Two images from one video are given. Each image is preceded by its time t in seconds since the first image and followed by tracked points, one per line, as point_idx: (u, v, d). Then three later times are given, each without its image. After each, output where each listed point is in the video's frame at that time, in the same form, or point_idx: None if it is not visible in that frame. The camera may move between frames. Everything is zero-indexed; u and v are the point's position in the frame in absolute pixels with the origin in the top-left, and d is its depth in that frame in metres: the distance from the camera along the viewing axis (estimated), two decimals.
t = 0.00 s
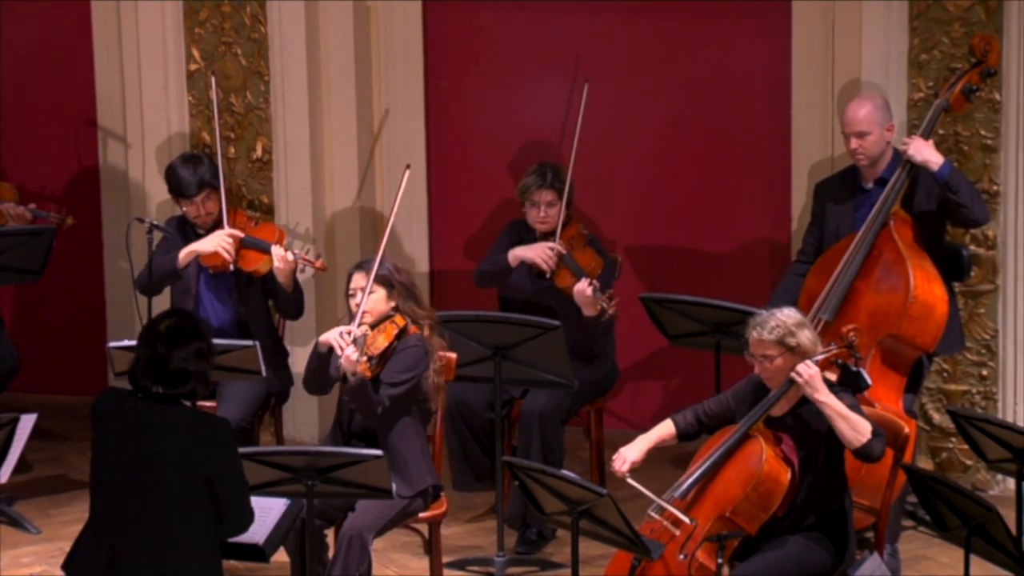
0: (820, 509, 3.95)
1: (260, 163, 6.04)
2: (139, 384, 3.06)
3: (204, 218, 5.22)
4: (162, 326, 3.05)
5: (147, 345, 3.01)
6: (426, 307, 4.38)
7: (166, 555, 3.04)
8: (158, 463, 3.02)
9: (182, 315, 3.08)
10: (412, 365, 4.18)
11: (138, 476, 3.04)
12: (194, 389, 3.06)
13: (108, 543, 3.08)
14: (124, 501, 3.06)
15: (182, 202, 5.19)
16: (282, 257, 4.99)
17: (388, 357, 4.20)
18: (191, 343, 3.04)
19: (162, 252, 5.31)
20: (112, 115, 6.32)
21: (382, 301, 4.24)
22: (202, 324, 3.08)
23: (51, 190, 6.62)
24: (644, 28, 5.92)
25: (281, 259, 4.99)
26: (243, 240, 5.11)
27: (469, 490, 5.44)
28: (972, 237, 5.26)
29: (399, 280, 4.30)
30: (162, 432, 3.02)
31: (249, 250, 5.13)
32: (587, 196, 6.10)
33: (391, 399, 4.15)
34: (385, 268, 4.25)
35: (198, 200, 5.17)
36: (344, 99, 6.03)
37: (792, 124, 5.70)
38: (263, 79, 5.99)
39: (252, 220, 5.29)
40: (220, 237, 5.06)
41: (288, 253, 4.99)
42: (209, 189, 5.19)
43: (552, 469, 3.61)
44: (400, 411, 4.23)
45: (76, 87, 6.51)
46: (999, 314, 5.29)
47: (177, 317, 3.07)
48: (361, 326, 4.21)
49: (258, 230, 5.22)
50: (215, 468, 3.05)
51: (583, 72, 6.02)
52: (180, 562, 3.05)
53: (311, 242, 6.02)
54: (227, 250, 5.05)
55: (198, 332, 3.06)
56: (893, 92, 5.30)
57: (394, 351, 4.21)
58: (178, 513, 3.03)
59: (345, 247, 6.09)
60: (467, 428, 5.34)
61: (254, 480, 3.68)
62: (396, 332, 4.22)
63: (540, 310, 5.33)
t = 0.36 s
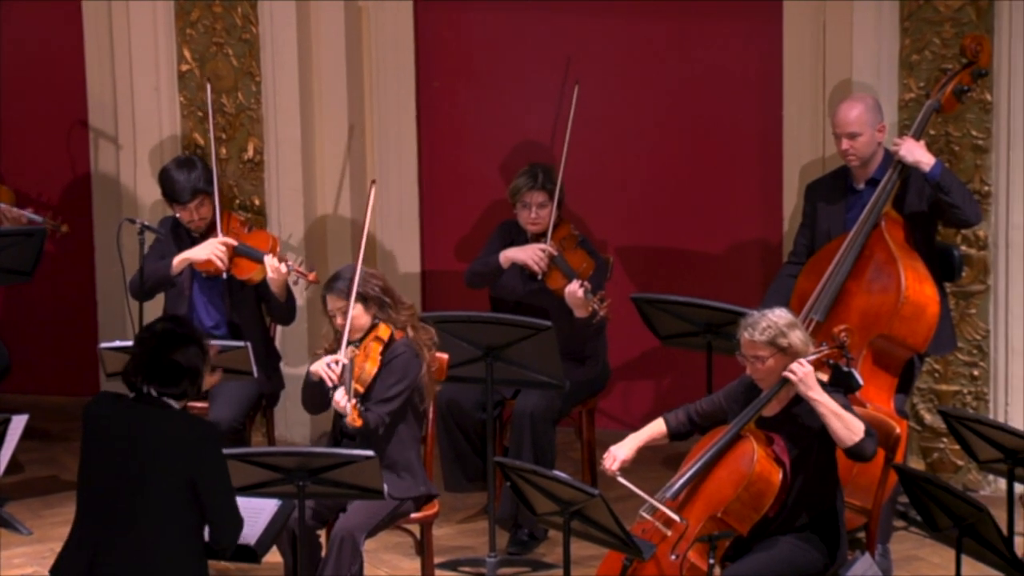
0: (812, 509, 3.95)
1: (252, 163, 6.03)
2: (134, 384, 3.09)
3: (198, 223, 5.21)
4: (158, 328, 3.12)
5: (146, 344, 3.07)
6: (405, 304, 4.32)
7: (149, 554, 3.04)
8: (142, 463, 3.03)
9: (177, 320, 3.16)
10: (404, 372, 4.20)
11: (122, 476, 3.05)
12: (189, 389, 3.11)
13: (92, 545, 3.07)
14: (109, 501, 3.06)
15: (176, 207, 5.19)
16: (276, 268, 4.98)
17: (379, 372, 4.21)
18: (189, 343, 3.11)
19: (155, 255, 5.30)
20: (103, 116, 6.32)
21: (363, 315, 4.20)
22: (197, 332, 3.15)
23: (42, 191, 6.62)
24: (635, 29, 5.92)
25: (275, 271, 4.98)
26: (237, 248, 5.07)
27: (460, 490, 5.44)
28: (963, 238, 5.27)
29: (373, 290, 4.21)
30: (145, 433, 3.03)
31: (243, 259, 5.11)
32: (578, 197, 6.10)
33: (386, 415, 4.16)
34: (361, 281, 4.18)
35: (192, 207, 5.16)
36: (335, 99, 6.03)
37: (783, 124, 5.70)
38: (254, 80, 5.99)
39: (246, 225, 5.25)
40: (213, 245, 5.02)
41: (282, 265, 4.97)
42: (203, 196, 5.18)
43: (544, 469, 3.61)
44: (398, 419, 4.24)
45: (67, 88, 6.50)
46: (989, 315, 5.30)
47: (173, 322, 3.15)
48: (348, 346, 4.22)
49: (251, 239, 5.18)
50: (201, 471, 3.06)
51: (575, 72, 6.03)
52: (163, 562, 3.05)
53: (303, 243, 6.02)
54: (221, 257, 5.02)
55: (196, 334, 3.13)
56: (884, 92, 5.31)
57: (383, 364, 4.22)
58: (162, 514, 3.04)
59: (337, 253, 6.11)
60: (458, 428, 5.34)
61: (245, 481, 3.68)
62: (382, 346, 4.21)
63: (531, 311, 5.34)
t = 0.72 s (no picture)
0: (809, 509, 3.94)
1: (248, 163, 6.03)
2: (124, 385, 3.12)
3: (196, 222, 5.21)
4: (149, 332, 3.15)
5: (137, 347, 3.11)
6: (402, 307, 4.32)
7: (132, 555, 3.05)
8: (124, 463, 3.06)
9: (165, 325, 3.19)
10: (401, 372, 4.19)
11: (105, 475, 3.07)
12: (179, 391, 3.14)
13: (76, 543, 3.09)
14: (92, 500, 3.08)
15: (174, 206, 5.19)
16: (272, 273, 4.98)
17: (377, 375, 4.21)
18: (180, 347, 3.15)
19: (152, 254, 5.29)
20: (100, 116, 6.33)
21: (361, 313, 4.22)
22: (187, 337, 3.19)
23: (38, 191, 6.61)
24: (631, 29, 5.92)
25: (269, 274, 4.98)
26: (232, 249, 5.07)
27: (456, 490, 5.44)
28: (959, 238, 5.27)
29: (372, 289, 4.23)
30: (127, 434, 3.06)
31: (238, 262, 5.10)
32: (575, 197, 6.10)
33: (385, 416, 4.14)
34: (359, 280, 4.21)
35: (190, 206, 5.16)
36: (331, 99, 6.03)
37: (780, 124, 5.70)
38: (251, 80, 5.99)
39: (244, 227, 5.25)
40: (210, 247, 5.04)
41: (278, 271, 4.98)
42: (201, 195, 5.18)
43: (540, 469, 3.61)
44: (397, 421, 4.22)
45: (63, 88, 6.49)
46: (986, 315, 5.30)
47: (161, 326, 3.18)
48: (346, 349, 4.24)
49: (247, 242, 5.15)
50: (181, 471, 3.08)
51: (572, 72, 6.03)
52: (147, 562, 3.06)
53: (299, 243, 6.01)
54: (218, 259, 5.03)
55: (185, 338, 3.18)
56: (880, 92, 5.31)
57: (380, 366, 4.21)
58: (144, 513, 3.06)
59: (333, 256, 6.11)
60: (454, 428, 5.34)
61: (242, 481, 3.67)
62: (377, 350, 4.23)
63: (527, 311, 5.34)
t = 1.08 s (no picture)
0: (807, 508, 3.94)
1: (247, 163, 6.04)
2: (105, 385, 3.12)
3: (194, 223, 5.20)
4: (133, 332, 3.16)
5: (119, 347, 3.12)
6: (400, 311, 4.36)
7: (123, 555, 3.05)
8: (108, 466, 3.06)
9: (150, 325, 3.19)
10: (401, 375, 4.20)
11: (91, 476, 3.06)
12: (161, 389, 3.13)
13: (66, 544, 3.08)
14: (80, 501, 3.08)
15: (171, 207, 5.19)
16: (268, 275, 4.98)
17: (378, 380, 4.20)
18: (163, 345, 3.15)
19: (149, 254, 5.30)
20: (98, 116, 6.34)
21: (364, 314, 4.21)
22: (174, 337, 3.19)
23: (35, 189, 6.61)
24: (630, 29, 5.92)
25: (266, 277, 4.98)
26: (229, 251, 5.07)
27: (455, 490, 5.44)
28: (958, 237, 5.28)
29: (375, 288, 4.26)
30: (113, 435, 3.06)
31: (235, 264, 5.10)
32: (573, 197, 6.10)
33: (387, 421, 4.15)
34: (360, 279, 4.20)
35: (188, 207, 5.16)
36: (330, 100, 6.03)
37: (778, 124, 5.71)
38: (249, 80, 5.99)
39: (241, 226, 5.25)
40: (205, 246, 5.03)
41: (273, 273, 4.98)
42: (200, 196, 5.18)
43: (539, 469, 3.61)
44: (397, 423, 4.23)
45: (60, 88, 6.49)
46: (984, 314, 5.30)
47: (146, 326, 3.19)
48: (346, 353, 4.23)
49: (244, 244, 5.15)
50: (167, 472, 3.09)
51: (569, 72, 6.03)
52: (137, 563, 3.06)
53: (298, 243, 6.01)
54: (211, 259, 5.03)
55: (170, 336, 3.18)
56: (878, 92, 5.31)
57: (381, 369, 4.21)
58: (132, 513, 3.06)
59: (332, 257, 6.11)
60: (453, 428, 5.34)
61: (241, 480, 3.67)
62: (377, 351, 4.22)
63: (526, 311, 5.34)
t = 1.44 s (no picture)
0: (806, 508, 3.95)
1: (246, 163, 6.04)
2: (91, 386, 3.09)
3: (192, 224, 5.19)
4: (117, 329, 3.07)
5: (99, 348, 3.05)
6: (395, 315, 4.37)
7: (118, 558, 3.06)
8: (97, 470, 3.05)
9: (136, 320, 3.09)
10: (401, 381, 4.21)
11: (81, 475, 3.06)
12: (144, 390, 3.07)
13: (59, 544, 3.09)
14: (72, 500, 3.07)
15: (169, 209, 5.17)
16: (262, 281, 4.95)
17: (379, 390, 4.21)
18: (146, 345, 3.06)
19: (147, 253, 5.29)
20: (97, 115, 6.34)
21: (359, 320, 4.26)
22: (160, 332, 3.09)
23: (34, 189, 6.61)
24: (628, 30, 5.92)
25: (259, 283, 4.95)
26: (224, 256, 5.06)
27: (454, 490, 5.44)
28: (956, 237, 5.28)
29: (370, 295, 4.29)
30: (103, 433, 3.05)
31: (230, 268, 5.10)
32: (572, 197, 6.10)
33: (391, 428, 4.16)
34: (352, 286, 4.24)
35: (184, 209, 5.15)
36: (329, 99, 6.03)
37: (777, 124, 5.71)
38: (248, 80, 5.99)
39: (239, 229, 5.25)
40: (200, 249, 5.04)
41: (265, 279, 4.95)
42: (196, 198, 5.17)
43: (537, 468, 3.61)
44: (398, 428, 4.24)
45: (59, 87, 6.48)
46: (983, 314, 5.31)
47: (131, 321, 3.09)
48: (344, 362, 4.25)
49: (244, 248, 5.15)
50: (158, 470, 3.08)
51: (568, 72, 6.03)
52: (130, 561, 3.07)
53: (296, 243, 6.01)
54: (206, 263, 5.03)
55: (155, 334, 3.07)
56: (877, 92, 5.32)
57: (381, 377, 4.22)
58: (123, 511, 3.07)
59: (331, 259, 6.11)
60: (452, 428, 5.34)
61: (239, 479, 3.67)
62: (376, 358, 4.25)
63: (524, 311, 5.34)
